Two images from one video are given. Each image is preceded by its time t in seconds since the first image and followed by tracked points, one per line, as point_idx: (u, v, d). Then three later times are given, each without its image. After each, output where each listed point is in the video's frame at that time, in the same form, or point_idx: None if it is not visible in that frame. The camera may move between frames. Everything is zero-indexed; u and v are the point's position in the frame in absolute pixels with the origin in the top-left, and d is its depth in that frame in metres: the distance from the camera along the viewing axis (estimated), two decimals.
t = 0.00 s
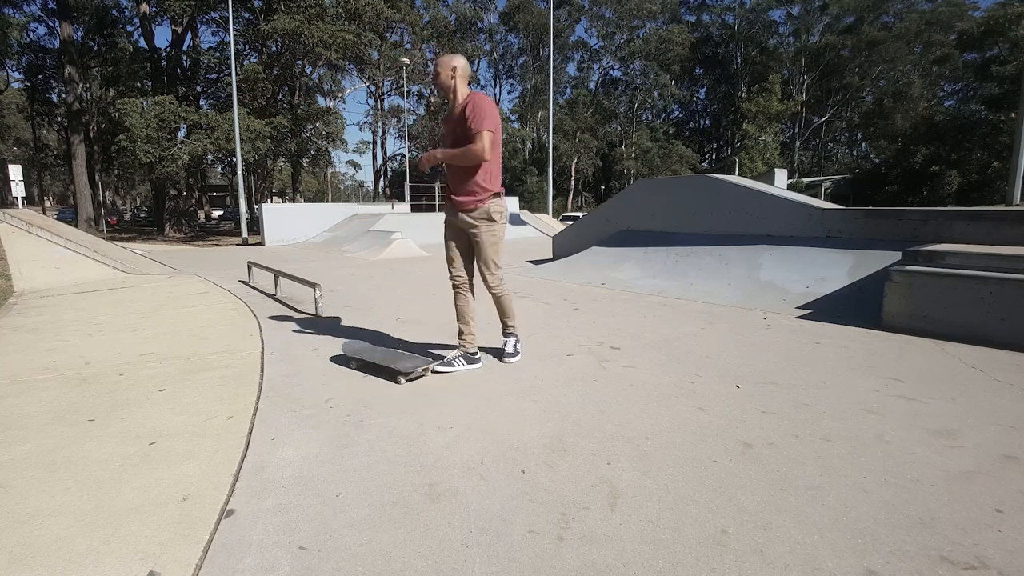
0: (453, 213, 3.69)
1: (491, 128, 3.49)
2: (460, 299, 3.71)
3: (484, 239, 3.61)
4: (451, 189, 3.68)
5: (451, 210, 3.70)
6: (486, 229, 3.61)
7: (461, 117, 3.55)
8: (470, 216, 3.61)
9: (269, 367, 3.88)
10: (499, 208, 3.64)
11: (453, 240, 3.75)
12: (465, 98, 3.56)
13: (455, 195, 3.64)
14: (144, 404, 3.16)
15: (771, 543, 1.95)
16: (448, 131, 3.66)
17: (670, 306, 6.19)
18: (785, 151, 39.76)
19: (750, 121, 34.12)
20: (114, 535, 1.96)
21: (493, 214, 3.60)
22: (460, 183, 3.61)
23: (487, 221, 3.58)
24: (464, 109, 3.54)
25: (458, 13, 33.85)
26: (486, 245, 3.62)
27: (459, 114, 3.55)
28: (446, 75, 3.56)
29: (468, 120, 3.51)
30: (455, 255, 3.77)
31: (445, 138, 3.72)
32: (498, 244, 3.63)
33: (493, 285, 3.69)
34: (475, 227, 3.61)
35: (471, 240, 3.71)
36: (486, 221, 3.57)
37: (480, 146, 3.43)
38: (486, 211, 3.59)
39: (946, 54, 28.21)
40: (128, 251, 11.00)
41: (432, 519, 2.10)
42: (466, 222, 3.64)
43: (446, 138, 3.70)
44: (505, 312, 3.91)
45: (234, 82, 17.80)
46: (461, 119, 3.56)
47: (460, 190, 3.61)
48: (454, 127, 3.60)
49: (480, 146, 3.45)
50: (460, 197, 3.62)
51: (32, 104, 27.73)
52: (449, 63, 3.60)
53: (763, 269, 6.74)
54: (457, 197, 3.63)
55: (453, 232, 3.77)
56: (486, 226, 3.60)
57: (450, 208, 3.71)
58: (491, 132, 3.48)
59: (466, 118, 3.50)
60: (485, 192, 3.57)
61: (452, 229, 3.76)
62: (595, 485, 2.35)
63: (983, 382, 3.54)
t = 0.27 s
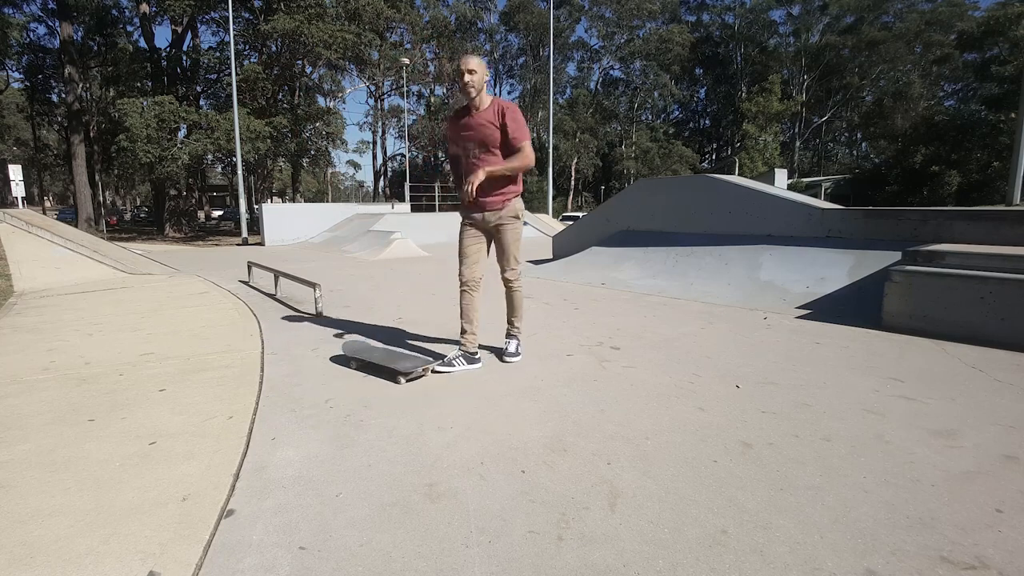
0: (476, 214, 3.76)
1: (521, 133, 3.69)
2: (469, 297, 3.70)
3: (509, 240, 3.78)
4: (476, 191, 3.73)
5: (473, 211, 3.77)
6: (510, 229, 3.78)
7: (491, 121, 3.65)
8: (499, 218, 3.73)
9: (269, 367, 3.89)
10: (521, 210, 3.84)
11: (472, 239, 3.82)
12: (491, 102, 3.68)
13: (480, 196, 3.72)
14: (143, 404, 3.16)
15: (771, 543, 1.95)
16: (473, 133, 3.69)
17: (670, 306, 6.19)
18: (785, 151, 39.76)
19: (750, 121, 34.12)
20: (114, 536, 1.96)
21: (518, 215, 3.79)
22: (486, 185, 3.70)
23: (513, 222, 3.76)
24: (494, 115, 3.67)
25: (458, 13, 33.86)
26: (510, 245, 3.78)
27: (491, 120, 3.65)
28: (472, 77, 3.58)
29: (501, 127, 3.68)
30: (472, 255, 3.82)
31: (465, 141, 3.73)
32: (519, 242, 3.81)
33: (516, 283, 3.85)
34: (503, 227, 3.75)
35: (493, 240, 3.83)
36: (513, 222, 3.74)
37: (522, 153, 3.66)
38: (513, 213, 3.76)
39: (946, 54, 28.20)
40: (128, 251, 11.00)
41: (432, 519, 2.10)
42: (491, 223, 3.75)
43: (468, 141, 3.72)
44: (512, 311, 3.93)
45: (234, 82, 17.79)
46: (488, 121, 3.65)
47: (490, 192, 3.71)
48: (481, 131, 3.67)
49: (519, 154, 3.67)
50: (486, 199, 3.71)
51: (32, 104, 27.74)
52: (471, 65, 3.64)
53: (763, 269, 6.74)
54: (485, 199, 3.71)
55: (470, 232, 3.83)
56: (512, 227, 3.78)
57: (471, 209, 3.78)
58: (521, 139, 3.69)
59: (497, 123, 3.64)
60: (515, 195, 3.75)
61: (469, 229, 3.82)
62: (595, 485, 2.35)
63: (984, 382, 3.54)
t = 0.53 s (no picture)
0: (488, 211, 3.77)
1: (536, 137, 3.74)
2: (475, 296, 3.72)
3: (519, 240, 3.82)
4: (491, 191, 3.73)
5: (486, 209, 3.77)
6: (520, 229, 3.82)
7: (508, 122, 3.65)
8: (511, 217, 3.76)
9: (270, 367, 3.88)
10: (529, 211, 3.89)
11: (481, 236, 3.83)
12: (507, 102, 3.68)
13: (494, 195, 3.73)
14: (144, 404, 3.16)
15: (771, 543, 1.95)
16: (490, 134, 3.65)
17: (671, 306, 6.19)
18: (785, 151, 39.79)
19: (750, 121, 34.12)
20: (113, 536, 1.95)
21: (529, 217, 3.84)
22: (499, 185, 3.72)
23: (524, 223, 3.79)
24: (512, 117, 3.66)
25: (458, 13, 33.86)
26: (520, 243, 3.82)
27: (510, 122, 3.64)
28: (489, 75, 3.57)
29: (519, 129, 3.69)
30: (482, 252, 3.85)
31: (480, 140, 3.69)
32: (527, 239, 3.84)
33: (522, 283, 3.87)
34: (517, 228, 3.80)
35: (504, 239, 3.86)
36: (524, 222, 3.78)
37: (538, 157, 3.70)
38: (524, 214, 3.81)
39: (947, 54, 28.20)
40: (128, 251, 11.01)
41: (432, 519, 2.09)
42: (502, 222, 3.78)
43: (484, 141, 3.68)
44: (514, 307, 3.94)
45: (234, 83, 17.78)
46: (505, 121, 3.65)
47: (506, 193, 3.73)
48: (498, 132, 3.65)
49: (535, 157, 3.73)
50: (500, 197, 3.73)
51: (32, 104, 27.74)
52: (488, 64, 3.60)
53: (763, 269, 6.74)
54: (501, 200, 3.74)
55: (480, 231, 3.83)
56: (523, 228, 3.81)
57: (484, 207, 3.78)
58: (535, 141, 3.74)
59: (514, 125, 3.66)
60: (530, 194, 3.74)
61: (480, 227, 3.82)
62: (596, 485, 2.35)
63: (983, 382, 3.54)
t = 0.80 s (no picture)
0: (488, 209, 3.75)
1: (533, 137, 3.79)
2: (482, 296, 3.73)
3: (519, 239, 3.83)
4: (489, 188, 3.71)
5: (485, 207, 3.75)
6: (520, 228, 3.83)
7: (507, 120, 3.67)
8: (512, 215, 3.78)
9: (270, 367, 3.89)
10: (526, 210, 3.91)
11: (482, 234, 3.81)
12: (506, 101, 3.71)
13: (494, 192, 3.72)
14: (144, 404, 3.16)
15: (771, 543, 1.95)
16: (490, 131, 3.65)
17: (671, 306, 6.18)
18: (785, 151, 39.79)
19: (750, 121, 34.12)
20: (113, 536, 1.95)
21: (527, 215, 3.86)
22: (499, 182, 3.71)
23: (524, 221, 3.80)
24: (511, 116, 3.70)
25: (458, 13, 33.84)
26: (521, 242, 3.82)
27: (511, 120, 3.68)
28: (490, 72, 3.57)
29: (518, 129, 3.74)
30: (480, 249, 3.83)
31: (478, 137, 3.67)
32: (525, 237, 3.85)
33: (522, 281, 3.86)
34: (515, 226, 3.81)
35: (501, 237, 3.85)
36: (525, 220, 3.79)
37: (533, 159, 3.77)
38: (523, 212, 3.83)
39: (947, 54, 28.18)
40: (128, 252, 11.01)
41: (432, 519, 2.10)
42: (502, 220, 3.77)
43: (483, 137, 3.67)
44: (513, 307, 3.92)
45: (234, 82, 17.77)
46: (504, 120, 3.67)
47: (503, 191, 3.73)
48: (498, 129, 3.66)
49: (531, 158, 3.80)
50: (500, 195, 3.73)
51: (32, 104, 27.72)
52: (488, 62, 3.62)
53: (763, 269, 6.73)
54: (499, 198, 3.74)
55: (479, 229, 3.80)
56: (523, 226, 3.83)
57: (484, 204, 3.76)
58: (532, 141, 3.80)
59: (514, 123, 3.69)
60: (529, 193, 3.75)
61: (479, 225, 3.79)
62: (595, 485, 2.35)
63: (984, 382, 3.53)
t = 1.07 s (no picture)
0: (481, 210, 3.75)
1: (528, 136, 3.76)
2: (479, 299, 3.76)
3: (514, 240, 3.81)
4: (481, 187, 3.71)
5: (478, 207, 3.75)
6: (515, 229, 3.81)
7: (500, 120, 3.65)
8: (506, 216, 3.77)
9: (269, 367, 3.88)
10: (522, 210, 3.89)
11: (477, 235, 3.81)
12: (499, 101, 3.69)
13: (487, 193, 3.71)
14: (144, 404, 3.16)
15: (771, 543, 1.95)
16: (483, 131, 3.64)
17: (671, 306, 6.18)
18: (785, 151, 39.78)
19: (750, 121, 34.12)
20: (113, 536, 1.95)
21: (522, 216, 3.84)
22: (492, 183, 3.71)
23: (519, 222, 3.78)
24: (504, 115, 3.67)
25: (458, 13, 33.84)
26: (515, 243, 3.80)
27: (503, 120, 3.65)
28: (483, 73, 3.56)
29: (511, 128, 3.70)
30: (476, 250, 3.83)
31: (472, 137, 3.67)
32: (521, 238, 3.83)
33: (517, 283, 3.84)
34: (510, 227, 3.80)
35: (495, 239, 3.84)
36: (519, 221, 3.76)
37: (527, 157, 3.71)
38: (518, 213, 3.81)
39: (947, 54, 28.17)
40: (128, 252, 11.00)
41: (432, 519, 2.09)
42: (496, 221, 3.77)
43: (476, 138, 3.66)
44: (510, 308, 3.92)
45: (233, 82, 17.76)
46: (497, 120, 3.65)
47: (496, 191, 3.72)
48: (491, 129, 3.65)
49: (525, 157, 3.74)
50: (493, 195, 3.72)
51: (32, 104, 27.72)
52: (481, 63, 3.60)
53: (763, 269, 6.73)
54: (492, 197, 3.72)
55: (474, 229, 3.81)
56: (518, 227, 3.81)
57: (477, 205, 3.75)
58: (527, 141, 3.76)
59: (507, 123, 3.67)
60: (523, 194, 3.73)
61: (474, 226, 3.80)
62: (595, 485, 2.35)
63: (983, 382, 3.54)
